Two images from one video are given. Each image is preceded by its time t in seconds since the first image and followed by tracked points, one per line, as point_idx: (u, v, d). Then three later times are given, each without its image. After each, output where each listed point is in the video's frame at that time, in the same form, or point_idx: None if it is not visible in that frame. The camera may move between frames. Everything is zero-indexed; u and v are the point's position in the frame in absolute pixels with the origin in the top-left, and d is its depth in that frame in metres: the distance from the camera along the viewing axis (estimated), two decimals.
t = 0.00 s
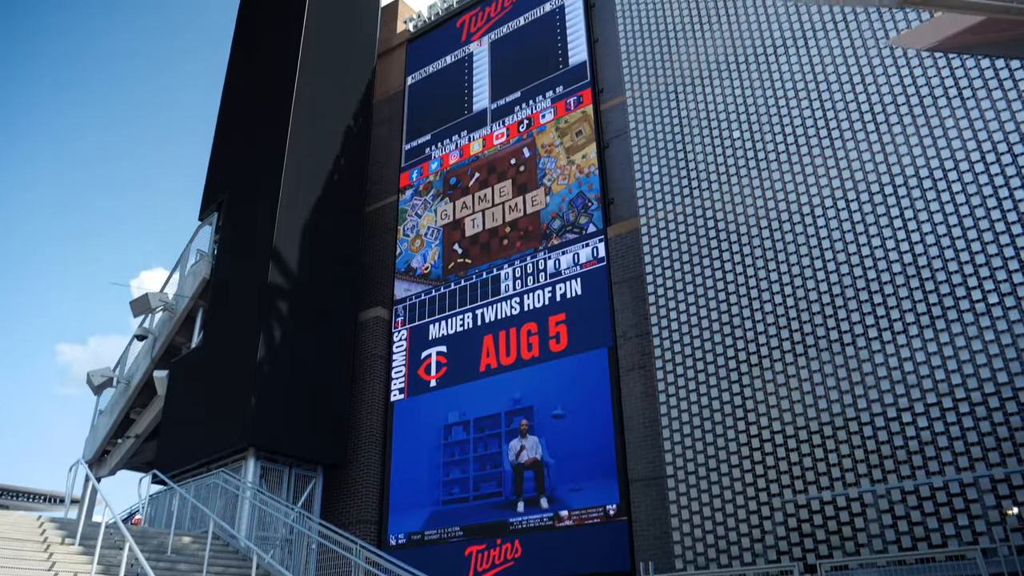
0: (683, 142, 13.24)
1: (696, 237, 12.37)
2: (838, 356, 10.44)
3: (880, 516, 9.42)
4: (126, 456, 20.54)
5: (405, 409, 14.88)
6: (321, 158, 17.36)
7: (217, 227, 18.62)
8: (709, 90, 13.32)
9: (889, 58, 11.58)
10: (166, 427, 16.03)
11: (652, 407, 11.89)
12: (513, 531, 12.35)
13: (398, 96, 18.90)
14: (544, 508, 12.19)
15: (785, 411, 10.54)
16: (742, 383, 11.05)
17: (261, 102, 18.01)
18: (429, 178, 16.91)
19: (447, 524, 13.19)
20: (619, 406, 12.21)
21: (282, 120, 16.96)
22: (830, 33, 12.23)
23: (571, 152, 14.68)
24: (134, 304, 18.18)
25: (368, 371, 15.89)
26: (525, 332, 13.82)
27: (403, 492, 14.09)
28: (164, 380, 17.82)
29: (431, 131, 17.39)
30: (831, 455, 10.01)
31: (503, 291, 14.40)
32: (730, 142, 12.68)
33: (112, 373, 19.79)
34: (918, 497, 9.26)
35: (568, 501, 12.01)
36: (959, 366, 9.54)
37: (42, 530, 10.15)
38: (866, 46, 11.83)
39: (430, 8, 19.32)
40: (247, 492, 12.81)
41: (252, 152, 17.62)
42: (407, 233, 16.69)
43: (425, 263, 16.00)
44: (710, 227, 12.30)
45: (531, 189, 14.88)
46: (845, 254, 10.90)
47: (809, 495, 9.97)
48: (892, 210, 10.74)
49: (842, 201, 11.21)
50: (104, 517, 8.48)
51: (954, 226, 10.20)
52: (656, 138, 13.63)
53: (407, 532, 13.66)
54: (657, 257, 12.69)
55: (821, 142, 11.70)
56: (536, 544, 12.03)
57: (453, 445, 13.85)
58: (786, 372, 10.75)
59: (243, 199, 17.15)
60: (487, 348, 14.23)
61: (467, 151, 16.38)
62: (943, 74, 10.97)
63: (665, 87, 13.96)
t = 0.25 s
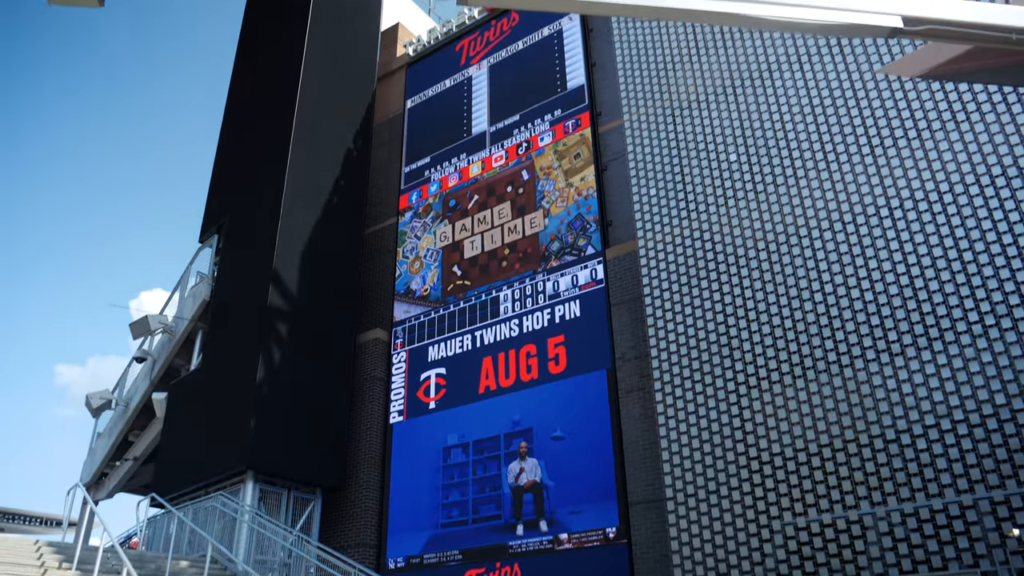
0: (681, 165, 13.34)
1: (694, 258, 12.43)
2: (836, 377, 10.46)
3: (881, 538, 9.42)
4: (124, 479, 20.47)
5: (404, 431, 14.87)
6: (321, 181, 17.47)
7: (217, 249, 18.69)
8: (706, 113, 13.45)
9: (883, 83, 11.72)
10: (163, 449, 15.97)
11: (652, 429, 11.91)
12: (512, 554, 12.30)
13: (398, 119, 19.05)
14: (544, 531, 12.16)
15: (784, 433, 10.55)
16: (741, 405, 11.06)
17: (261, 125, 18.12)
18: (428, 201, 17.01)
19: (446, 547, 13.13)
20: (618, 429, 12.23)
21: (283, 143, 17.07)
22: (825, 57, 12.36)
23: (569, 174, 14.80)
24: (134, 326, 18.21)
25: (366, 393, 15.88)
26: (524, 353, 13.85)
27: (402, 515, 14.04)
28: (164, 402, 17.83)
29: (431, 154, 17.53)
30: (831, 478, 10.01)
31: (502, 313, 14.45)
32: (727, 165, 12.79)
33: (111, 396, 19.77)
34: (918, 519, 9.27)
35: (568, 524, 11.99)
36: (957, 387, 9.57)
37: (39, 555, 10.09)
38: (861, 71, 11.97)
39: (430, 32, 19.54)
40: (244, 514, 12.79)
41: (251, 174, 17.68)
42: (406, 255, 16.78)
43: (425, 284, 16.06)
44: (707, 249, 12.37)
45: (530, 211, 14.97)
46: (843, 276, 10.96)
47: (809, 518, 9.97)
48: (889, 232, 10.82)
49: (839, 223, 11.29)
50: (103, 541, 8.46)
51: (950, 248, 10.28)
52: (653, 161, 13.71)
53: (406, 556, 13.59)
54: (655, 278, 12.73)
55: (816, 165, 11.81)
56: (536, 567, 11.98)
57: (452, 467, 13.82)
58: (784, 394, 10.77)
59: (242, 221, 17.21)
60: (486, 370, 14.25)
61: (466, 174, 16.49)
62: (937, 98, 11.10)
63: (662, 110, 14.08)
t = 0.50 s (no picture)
0: (679, 191, 13.44)
1: (693, 284, 12.48)
2: (835, 403, 10.46)
3: (882, 565, 9.42)
4: (120, 506, 20.33)
5: (403, 457, 14.83)
6: (321, 208, 17.56)
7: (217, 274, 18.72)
8: (703, 140, 13.58)
9: (878, 111, 11.85)
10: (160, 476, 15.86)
11: (651, 455, 11.92)
12: None
13: (398, 146, 19.21)
14: (544, 558, 12.11)
15: (783, 459, 10.54)
16: (740, 431, 11.06)
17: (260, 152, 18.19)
18: (428, 227, 17.11)
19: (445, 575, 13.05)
20: (618, 455, 12.22)
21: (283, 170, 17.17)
22: (820, 83, 12.49)
23: (567, 201, 14.91)
24: (133, 353, 18.19)
25: (365, 419, 15.86)
26: (523, 379, 13.85)
27: (401, 542, 13.96)
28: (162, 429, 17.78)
29: (430, 180, 17.65)
30: (831, 504, 9.99)
31: (501, 338, 14.48)
32: (724, 191, 12.90)
33: (109, 422, 19.70)
34: (919, 546, 9.29)
35: (569, 552, 11.95)
36: (956, 413, 9.59)
37: None
38: (855, 99, 12.09)
39: (429, 60, 19.78)
40: (243, 542, 12.84)
41: (250, 200, 17.71)
42: (406, 280, 16.84)
43: (424, 310, 16.11)
44: (705, 275, 12.42)
45: (529, 237, 15.06)
46: (840, 301, 11.01)
47: (810, 545, 9.95)
48: (885, 257, 10.89)
49: (835, 249, 11.36)
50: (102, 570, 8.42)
51: (947, 273, 10.35)
52: (651, 188, 13.81)
53: None
54: (653, 303, 12.74)
55: (812, 192, 11.91)
56: None
57: (451, 494, 13.76)
58: (783, 420, 10.77)
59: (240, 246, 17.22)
60: (485, 395, 14.24)
61: (465, 200, 16.60)
62: (931, 125, 11.21)
63: (660, 137, 14.21)
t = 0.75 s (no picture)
0: (677, 212, 13.51)
1: (692, 304, 12.50)
2: (834, 423, 10.45)
3: None
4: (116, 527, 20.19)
5: (402, 477, 14.78)
6: (321, 228, 17.63)
7: (216, 294, 18.73)
8: (701, 161, 13.66)
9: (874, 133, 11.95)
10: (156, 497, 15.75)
11: (651, 476, 11.91)
12: None
13: (398, 166, 19.31)
14: None
15: (783, 480, 10.52)
16: (739, 451, 11.04)
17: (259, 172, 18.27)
18: (427, 247, 17.17)
19: None
20: (618, 475, 12.21)
21: (283, 191, 17.24)
22: (816, 105, 12.58)
23: (566, 221, 14.98)
24: (131, 372, 18.16)
25: (364, 439, 15.82)
26: (523, 399, 13.84)
27: (399, 564, 13.89)
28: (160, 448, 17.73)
29: (430, 200, 17.73)
30: (831, 525, 9.95)
31: (501, 358, 14.48)
32: (722, 212, 12.96)
33: (107, 442, 19.64)
34: (920, 567, 9.25)
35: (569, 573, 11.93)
36: (955, 434, 9.60)
37: None
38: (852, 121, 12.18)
39: (429, 82, 19.95)
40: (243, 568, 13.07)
41: (249, 218, 17.73)
42: (405, 300, 16.86)
43: (423, 330, 16.12)
44: (704, 295, 12.45)
45: (528, 257, 15.11)
46: (839, 321, 11.04)
47: (811, 566, 9.90)
48: (883, 278, 10.93)
49: (833, 269, 11.40)
50: None
51: (944, 293, 10.38)
52: (649, 208, 13.88)
53: None
54: (652, 322, 12.75)
55: (810, 213, 11.98)
56: None
57: (450, 515, 13.71)
58: (783, 440, 10.76)
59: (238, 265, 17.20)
60: (484, 415, 14.22)
61: (464, 221, 16.67)
62: (928, 147, 11.29)
63: (658, 158, 14.29)
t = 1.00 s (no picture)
0: (674, 230, 13.56)
1: (688, 322, 12.53)
2: (831, 442, 10.45)
3: None
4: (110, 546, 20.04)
5: (398, 496, 14.72)
6: (319, 246, 17.66)
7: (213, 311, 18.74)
8: (697, 181, 13.74)
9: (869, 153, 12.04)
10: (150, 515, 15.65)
11: (648, 495, 11.87)
12: None
13: (395, 184, 19.39)
14: None
15: (780, 499, 10.51)
16: (736, 470, 11.03)
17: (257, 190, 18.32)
18: (424, 265, 17.20)
19: None
20: (614, 494, 12.18)
21: (280, 209, 17.27)
22: (811, 125, 12.67)
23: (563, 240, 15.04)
24: (127, 390, 18.12)
25: (360, 457, 15.78)
26: (519, 418, 13.82)
27: None
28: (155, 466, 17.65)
29: (427, 218, 17.79)
30: (828, 545, 9.94)
31: (497, 376, 14.48)
32: (719, 231, 13.03)
33: (101, 460, 19.56)
34: None
35: None
36: (952, 452, 9.60)
37: None
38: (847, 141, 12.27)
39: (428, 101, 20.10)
40: None
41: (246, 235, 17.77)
42: (402, 317, 16.88)
43: (420, 347, 16.13)
44: (700, 313, 12.48)
45: (525, 275, 15.15)
46: (834, 340, 11.06)
47: None
48: (878, 297, 10.97)
49: (829, 288, 11.45)
50: None
51: (939, 312, 10.42)
52: (646, 227, 13.94)
53: None
54: (649, 341, 12.78)
55: (806, 232, 12.05)
56: None
57: (446, 534, 13.64)
58: (779, 459, 10.76)
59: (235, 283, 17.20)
60: (481, 434, 14.18)
61: (461, 238, 16.73)
62: (922, 167, 11.37)
63: (654, 177, 14.36)
